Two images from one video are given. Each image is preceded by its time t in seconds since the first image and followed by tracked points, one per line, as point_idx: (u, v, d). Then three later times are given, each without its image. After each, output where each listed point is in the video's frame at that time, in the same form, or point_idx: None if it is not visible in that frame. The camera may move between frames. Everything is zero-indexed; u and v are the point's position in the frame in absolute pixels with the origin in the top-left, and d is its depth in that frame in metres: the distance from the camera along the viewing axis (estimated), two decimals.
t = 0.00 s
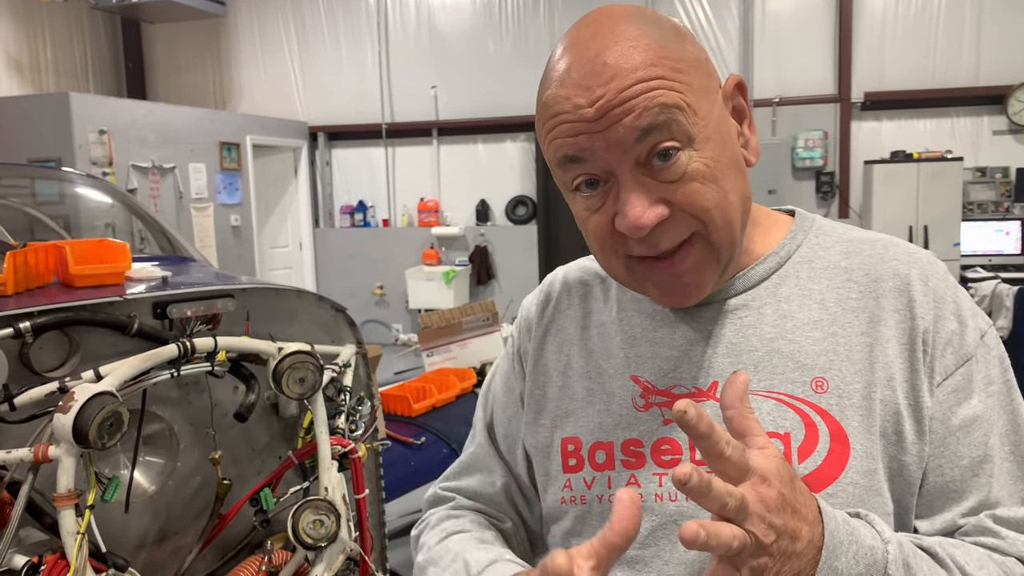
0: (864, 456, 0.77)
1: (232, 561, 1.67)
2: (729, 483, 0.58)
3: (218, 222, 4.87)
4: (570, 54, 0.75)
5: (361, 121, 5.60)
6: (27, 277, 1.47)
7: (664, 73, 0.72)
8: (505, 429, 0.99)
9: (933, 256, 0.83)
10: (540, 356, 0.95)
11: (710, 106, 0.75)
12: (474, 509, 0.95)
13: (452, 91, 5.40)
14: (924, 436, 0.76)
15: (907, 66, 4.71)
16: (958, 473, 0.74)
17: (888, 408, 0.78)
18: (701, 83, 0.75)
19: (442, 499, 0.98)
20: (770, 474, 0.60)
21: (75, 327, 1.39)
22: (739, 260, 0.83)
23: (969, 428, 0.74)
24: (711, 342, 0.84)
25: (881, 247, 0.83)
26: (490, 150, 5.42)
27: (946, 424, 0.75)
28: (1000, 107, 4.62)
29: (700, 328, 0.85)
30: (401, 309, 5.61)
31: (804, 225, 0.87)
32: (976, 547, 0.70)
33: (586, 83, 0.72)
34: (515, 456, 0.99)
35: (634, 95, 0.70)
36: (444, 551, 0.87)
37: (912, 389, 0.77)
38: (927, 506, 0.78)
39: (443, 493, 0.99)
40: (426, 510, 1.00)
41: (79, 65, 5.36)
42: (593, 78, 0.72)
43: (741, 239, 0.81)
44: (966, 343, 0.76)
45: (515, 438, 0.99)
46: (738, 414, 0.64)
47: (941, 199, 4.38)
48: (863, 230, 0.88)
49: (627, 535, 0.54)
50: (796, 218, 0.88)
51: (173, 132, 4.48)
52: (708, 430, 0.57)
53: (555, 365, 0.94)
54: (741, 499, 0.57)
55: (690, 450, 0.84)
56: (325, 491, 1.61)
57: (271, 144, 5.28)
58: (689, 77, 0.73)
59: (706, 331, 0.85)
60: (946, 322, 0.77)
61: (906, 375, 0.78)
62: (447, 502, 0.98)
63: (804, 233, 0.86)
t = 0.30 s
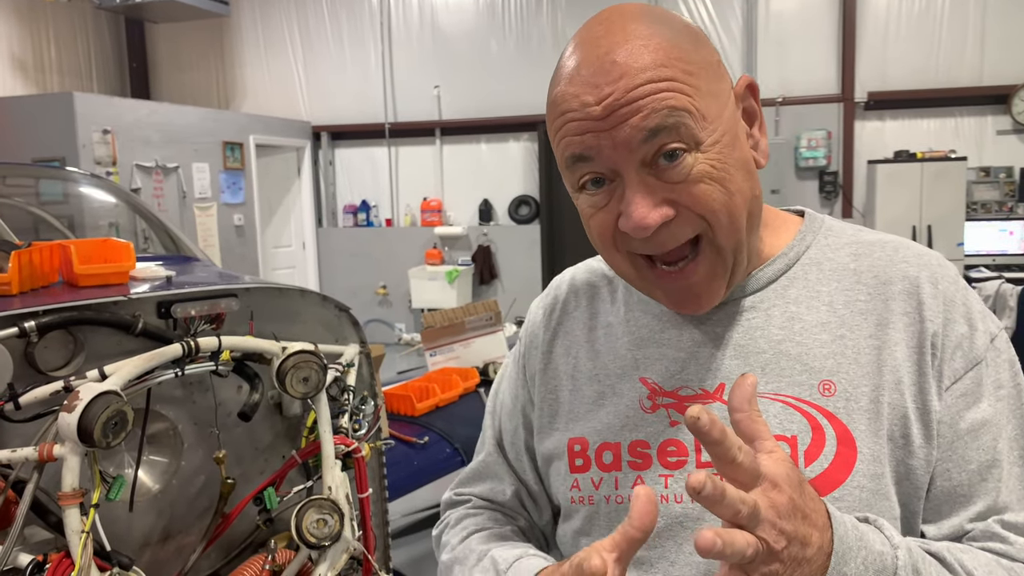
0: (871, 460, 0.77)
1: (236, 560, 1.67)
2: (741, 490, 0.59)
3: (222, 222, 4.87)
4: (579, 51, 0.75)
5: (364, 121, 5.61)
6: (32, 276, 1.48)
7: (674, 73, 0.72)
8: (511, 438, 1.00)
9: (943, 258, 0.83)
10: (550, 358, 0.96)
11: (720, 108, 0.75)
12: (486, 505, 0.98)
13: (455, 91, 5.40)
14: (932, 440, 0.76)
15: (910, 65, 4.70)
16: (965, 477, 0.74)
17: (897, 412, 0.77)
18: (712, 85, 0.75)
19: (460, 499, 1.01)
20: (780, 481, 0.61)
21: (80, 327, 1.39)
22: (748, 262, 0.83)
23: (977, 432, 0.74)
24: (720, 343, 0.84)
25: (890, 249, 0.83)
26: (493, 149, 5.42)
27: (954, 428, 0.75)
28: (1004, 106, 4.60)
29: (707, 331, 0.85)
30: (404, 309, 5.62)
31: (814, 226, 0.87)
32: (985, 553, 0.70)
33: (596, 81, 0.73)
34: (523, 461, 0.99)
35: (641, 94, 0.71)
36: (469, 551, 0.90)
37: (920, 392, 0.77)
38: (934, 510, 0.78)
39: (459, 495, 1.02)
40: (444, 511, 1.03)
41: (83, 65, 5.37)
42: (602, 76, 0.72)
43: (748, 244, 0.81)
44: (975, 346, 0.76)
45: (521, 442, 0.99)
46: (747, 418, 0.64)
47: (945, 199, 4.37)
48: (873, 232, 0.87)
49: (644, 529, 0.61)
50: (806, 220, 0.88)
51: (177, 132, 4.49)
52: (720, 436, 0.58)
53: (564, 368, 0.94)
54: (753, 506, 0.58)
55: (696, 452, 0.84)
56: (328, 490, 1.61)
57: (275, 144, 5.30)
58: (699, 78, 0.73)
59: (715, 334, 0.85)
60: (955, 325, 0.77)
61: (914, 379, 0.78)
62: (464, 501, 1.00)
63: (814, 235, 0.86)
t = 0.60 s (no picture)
0: (881, 462, 0.77)
1: (239, 560, 1.67)
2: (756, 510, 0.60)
3: (225, 222, 4.88)
4: (603, 44, 0.75)
5: (366, 121, 5.61)
6: (36, 276, 1.48)
7: (701, 65, 0.72)
8: (518, 440, 1.00)
9: (957, 259, 0.83)
10: (558, 359, 0.96)
11: (744, 103, 0.76)
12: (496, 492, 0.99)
13: (458, 91, 5.40)
14: (945, 443, 0.76)
15: (913, 65, 4.69)
16: (980, 482, 0.74)
17: (908, 414, 0.77)
18: (735, 80, 0.75)
19: (470, 490, 1.01)
20: (794, 498, 0.62)
21: (84, 326, 1.40)
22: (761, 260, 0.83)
23: (992, 436, 0.73)
24: (732, 343, 0.84)
25: (903, 250, 0.83)
26: (495, 149, 5.42)
27: (968, 431, 0.74)
28: (1007, 107, 4.60)
29: (716, 331, 0.85)
30: (406, 309, 5.63)
31: (826, 226, 0.87)
32: (999, 561, 0.70)
33: (624, 71, 0.72)
34: (530, 461, 0.99)
35: (671, 85, 0.71)
36: (484, 523, 0.93)
37: (934, 395, 0.77)
38: (948, 515, 0.77)
39: (469, 488, 1.02)
40: (454, 504, 1.03)
41: (86, 64, 5.38)
42: (629, 67, 0.72)
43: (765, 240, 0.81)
44: (990, 349, 0.75)
45: (528, 443, 0.99)
46: (757, 432, 0.66)
47: (948, 199, 4.36)
48: (885, 232, 0.87)
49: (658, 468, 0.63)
50: (818, 220, 0.88)
51: (179, 131, 4.49)
52: (736, 458, 0.60)
53: (573, 367, 0.94)
54: (771, 525, 0.59)
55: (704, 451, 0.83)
56: (331, 489, 1.61)
57: (278, 144, 5.30)
58: (724, 72, 0.74)
59: (726, 334, 0.84)
60: (969, 328, 0.77)
61: (927, 381, 0.77)
62: (475, 491, 1.01)
63: (825, 235, 0.86)
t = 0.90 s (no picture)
0: (897, 464, 0.76)
1: (241, 560, 1.67)
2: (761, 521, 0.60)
3: (227, 222, 4.88)
4: (621, 38, 0.76)
5: (368, 121, 5.61)
6: (39, 277, 1.48)
7: (718, 60, 0.73)
8: (524, 432, 0.98)
9: (971, 265, 0.83)
10: (570, 358, 0.95)
11: (759, 100, 0.76)
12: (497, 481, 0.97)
13: (460, 92, 5.40)
14: (960, 446, 0.76)
15: (916, 66, 4.69)
16: (994, 486, 0.74)
17: (923, 416, 0.77)
18: (751, 78, 0.76)
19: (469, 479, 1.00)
20: (801, 508, 0.62)
21: (87, 326, 1.39)
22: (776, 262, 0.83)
23: (1006, 439, 0.73)
24: (746, 345, 0.84)
25: (917, 255, 0.83)
26: (497, 150, 5.42)
27: (982, 435, 0.74)
28: (1010, 108, 4.59)
29: (730, 333, 0.85)
30: (408, 310, 5.63)
31: (839, 231, 0.87)
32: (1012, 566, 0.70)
33: (640, 62, 0.73)
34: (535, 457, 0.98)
35: (686, 77, 0.71)
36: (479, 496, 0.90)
37: (948, 398, 0.77)
38: (962, 519, 0.77)
39: (469, 477, 1.00)
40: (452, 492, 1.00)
41: (89, 65, 5.38)
42: (646, 58, 0.72)
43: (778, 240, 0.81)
44: (1004, 353, 0.75)
45: (536, 436, 0.98)
46: (763, 441, 0.66)
47: (950, 200, 4.35)
48: (898, 238, 0.87)
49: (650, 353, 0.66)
50: (831, 226, 0.88)
51: (182, 132, 4.50)
52: (741, 471, 0.60)
53: (585, 366, 0.94)
54: (777, 538, 0.59)
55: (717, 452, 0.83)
56: (333, 490, 1.61)
57: (280, 144, 5.30)
58: (741, 68, 0.74)
59: (739, 336, 0.84)
60: (983, 331, 0.76)
61: (942, 384, 0.77)
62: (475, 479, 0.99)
63: (840, 239, 0.86)
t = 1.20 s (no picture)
0: (906, 463, 0.76)
1: (244, 561, 1.67)
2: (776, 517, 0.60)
3: (228, 222, 4.88)
4: (627, 41, 0.75)
5: (369, 122, 5.61)
6: (40, 278, 1.48)
7: (726, 62, 0.73)
8: (534, 425, 0.97)
9: (974, 265, 0.83)
10: (574, 357, 0.95)
11: (767, 102, 0.76)
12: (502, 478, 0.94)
13: (462, 92, 5.40)
14: (967, 445, 0.76)
15: (918, 67, 4.68)
16: (1002, 484, 0.74)
17: (931, 415, 0.77)
18: (758, 80, 0.76)
19: (471, 474, 0.97)
20: (814, 504, 0.62)
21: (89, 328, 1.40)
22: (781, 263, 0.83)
23: (1012, 438, 0.73)
24: (752, 345, 0.84)
25: (922, 256, 0.83)
26: (499, 150, 5.42)
27: (989, 433, 0.74)
28: (1012, 109, 4.59)
29: (737, 333, 0.84)
30: (410, 310, 5.63)
31: (843, 233, 0.87)
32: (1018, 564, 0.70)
33: (650, 65, 0.72)
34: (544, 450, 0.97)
35: (696, 80, 0.71)
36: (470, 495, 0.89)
37: (955, 397, 0.77)
38: (969, 517, 0.77)
39: (472, 471, 0.97)
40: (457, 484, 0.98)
41: (91, 65, 5.39)
42: (655, 61, 0.72)
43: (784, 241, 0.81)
44: (1009, 352, 0.75)
45: (545, 429, 0.97)
46: (775, 438, 0.66)
47: (953, 200, 4.34)
48: (902, 239, 0.87)
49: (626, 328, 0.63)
50: (835, 228, 0.88)
51: (184, 132, 4.50)
52: (757, 466, 0.59)
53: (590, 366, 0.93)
54: (790, 533, 0.59)
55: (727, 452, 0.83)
56: (335, 491, 1.61)
57: (281, 145, 5.30)
58: (748, 70, 0.74)
59: (745, 336, 0.84)
60: (989, 331, 0.77)
61: (949, 383, 0.77)
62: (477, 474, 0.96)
63: (843, 241, 0.86)
